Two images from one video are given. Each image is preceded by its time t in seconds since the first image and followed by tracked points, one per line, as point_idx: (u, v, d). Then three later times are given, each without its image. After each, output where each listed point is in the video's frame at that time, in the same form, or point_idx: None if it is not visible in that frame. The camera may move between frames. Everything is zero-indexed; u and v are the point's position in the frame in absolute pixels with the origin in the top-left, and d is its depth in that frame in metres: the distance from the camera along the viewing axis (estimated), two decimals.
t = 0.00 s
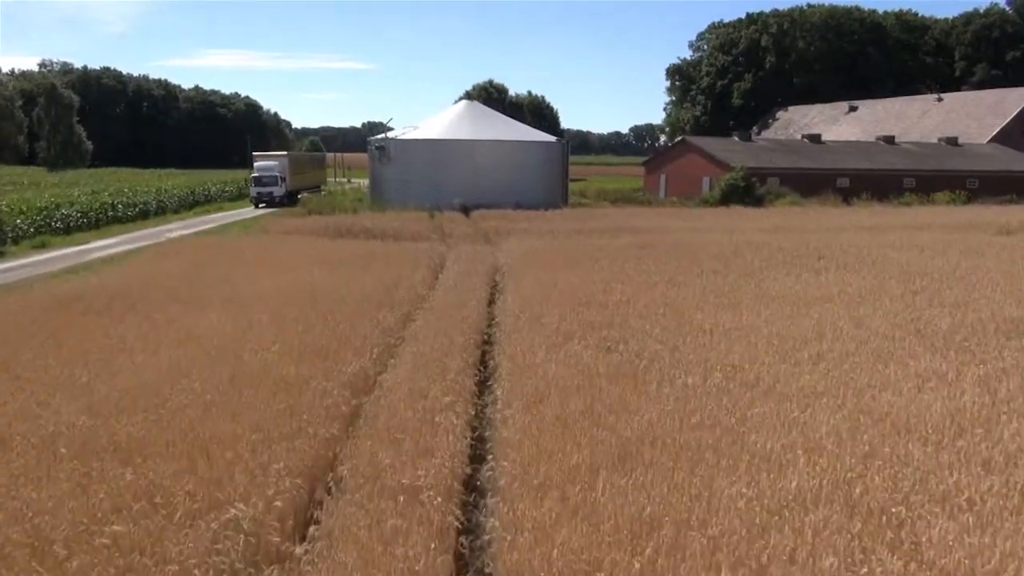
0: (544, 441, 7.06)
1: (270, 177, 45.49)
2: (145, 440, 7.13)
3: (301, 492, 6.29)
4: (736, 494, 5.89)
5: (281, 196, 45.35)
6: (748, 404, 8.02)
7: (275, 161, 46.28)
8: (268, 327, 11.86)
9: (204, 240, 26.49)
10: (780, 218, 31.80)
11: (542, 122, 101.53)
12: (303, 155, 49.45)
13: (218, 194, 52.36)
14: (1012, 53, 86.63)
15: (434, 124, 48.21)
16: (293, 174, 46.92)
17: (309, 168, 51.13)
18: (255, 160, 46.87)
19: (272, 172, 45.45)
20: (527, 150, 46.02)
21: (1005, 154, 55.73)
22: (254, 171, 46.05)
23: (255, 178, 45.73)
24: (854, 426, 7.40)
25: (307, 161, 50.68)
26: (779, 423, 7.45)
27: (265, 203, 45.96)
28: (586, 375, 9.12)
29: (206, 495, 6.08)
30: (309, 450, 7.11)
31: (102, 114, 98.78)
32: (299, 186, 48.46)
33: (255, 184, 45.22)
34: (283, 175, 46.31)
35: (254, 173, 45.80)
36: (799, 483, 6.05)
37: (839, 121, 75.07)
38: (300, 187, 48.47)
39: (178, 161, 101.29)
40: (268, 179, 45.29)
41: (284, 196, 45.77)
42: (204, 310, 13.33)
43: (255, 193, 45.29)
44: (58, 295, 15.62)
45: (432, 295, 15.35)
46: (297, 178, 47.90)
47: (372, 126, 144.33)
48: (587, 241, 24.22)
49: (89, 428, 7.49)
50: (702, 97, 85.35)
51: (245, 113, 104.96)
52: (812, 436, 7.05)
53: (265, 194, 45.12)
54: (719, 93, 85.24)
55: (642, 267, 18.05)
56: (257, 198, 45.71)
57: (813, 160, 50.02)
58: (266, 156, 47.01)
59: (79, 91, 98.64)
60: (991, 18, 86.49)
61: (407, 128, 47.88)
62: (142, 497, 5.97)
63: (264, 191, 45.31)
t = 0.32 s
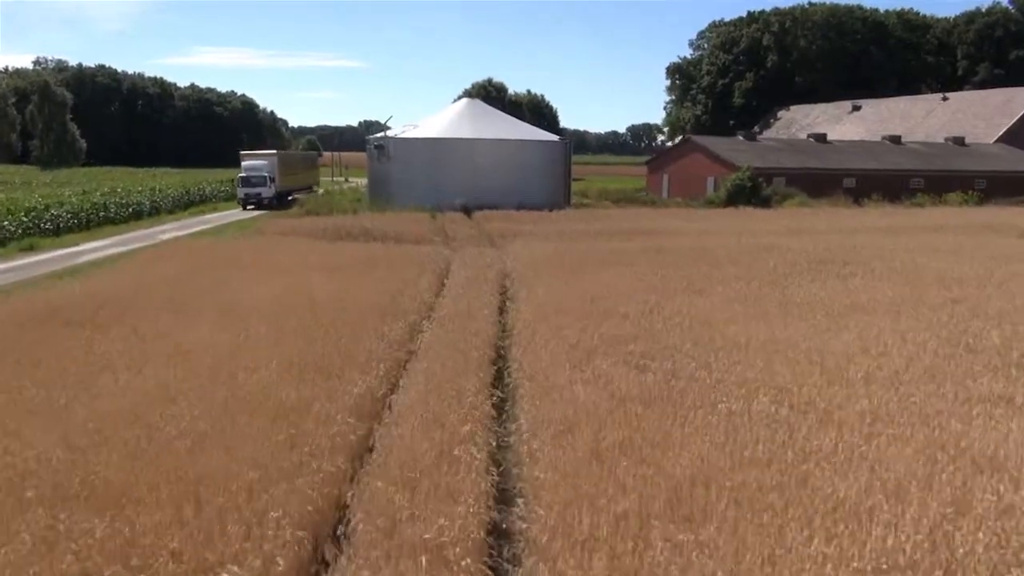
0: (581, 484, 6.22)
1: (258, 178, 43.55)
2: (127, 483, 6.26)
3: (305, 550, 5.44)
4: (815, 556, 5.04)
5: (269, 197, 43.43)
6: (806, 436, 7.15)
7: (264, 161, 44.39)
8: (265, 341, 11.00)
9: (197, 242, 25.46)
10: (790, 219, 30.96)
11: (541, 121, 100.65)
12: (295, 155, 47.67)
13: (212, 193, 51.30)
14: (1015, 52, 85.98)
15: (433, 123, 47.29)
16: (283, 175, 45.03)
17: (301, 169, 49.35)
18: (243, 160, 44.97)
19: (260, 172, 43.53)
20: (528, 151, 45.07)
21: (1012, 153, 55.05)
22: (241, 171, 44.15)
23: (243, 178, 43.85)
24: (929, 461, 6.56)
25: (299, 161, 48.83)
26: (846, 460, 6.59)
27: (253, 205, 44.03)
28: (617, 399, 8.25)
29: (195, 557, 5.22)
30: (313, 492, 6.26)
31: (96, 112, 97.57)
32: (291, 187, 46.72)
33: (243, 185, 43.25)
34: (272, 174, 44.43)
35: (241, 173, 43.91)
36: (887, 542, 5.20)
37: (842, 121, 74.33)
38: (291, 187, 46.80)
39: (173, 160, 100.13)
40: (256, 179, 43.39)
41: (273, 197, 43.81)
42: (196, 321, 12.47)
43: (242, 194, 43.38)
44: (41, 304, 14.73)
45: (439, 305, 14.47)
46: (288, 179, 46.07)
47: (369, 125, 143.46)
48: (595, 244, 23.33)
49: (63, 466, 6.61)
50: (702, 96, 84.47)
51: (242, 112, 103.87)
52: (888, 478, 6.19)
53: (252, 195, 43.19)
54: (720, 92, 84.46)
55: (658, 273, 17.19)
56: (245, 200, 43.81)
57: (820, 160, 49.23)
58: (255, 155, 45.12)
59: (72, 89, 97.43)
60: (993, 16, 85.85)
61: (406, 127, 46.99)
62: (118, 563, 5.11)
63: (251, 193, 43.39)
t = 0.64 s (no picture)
0: (637, 528, 5.30)
1: (247, 177, 41.38)
2: (103, 529, 5.32)
3: None
4: None
5: (258, 198, 41.24)
6: (885, 468, 6.22)
7: (253, 159, 42.25)
8: (263, 350, 10.03)
9: (191, 243, 24.42)
10: (803, 219, 29.98)
11: (540, 119, 99.75)
12: (286, 154, 45.60)
13: (207, 190, 50.25)
14: (1018, 51, 85.29)
15: (434, 120, 46.37)
16: (273, 174, 42.96)
17: (293, 168, 47.26)
18: (231, 158, 42.81)
19: (249, 170, 41.36)
20: (531, 148, 44.14)
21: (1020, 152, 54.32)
22: (229, 169, 41.98)
23: (230, 177, 41.69)
24: None
25: (291, 160, 46.78)
26: (940, 499, 5.66)
27: (241, 205, 41.84)
28: (661, 420, 7.32)
29: None
30: (323, 539, 5.34)
31: (91, 110, 96.34)
32: (282, 187, 44.72)
33: (231, 184, 41.09)
34: (261, 173, 42.30)
35: (229, 172, 41.73)
36: None
37: (846, 119, 73.57)
38: (283, 188, 44.83)
39: (169, 159, 98.99)
40: (243, 179, 41.19)
41: (262, 198, 41.73)
42: (189, 326, 11.49)
43: (229, 195, 41.18)
44: (23, 308, 13.78)
45: (449, 310, 13.52)
46: (279, 178, 44.00)
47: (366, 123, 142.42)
48: (606, 245, 22.34)
49: (29, 508, 5.66)
50: (703, 94, 83.59)
51: (238, 110, 102.75)
52: (995, 522, 5.27)
53: (240, 195, 40.98)
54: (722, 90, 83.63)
55: (678, 274, 16.24)
56: (233, 200, 41.63)
57: (827, 159, 48.42)
58: (244, 153, 42.97)
59: (67, 86, 96.27)
60: (997, 14, 85.14)
61: (406, 124, 46.07)
62: None
63: (239, 193, 41.19)
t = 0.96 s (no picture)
0: None
1: (234, 176, 38.64)
2: None
3: None
4: None
5: (246, 198, 38.62)
6: (998, 509, 5.27)
7: (242, 156, 39.62)
8: (259, 363, 9.00)
9: (184, 243, 23.35)
10: (818, 219, 28.94)
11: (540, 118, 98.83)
12: (277, 152, 42.94)
13: (204, 190, 49.24)
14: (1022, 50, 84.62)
15: (435, 117, 45.42)
16: (262, 173, 40.28)
17: (284, 167, 44.51)
18: (217, 155, 40.12)
19: (236, 169, 38.69)
20: (534, 146, 43.13)
21: None
22: (215, 167, 39.31)
23: (217, 176, 38.91)
24: None
25: (282, 158, 44.04)
26: None
27: (227, 206, 39.14)
28: (721, 447, 6.36)
29: None
30: None
31: (87, 108, 95.39)
32: (273, 187, 42.11)
33: (216, 183, 38.32)
34: (250, 172, 39.57)
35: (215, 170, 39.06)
36: None
37: (851, 117, 72.73)
38: (273, 187, 42.16)
39: (165, 158, 97.96)
40: (231, 177, 38.56)
41: (251, 198, 39.07)
42: (177, 336, 10.45)
43: (215, 194, 38.50)
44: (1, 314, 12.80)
45: (461, 316, 12.55)
46: (268, 177, 41.32)
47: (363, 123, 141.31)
48: (618, 245, 21.32)
49: None
50: (705, 93, 82.59)
51: (236, 108, 101.74)
52: None
53: (226, 195, 38.33)
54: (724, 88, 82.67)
55: (702, 277, 15.23)
56: (219, 200, 38.90)
57: (836, 157, 47.56)
58: (231, 151, 40.29)
59: (62, 84, 95.24)
60: (1000, 12, 84.46)
61: (407, 121, 45.12)
62: None
63: (225, 192, 38.50)
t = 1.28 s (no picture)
0: None
1: (220, 175, 35.15)
2: None
3: None
4: None
5: (233, 199, 35.03)
6: None
7: (229, 153, 36.00)
8: (252, 384, 7.96)
9: (176, 244, 22.22)
10: (834, 220, 27.95)
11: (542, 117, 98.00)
12: (270, 149, 39.44)
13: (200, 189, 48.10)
14: None
15: (437, 114, 44.37)
16: (251, 172, 36.79)
17: (277, 166, 40.94)
18: (202, 153, 36.48)
19: (223, 167, 35.18)
20: (538, 145, 42.12)
21: None
22: (198, 166, 35.69)
23: (202, 175, 35.43)
24: None
25: (275, 156, 40.45)
26: None
27: (212, 208, 35.43)
28: (798, 494, 5.39)
29: None
30: None
31: (83, 106, 94.16)
32: (265, 188, 38.60)
33: (200, 182, 34.80)
34: (237, 171, 36.11)
35: (199, 168, 35.45)
36: None
37: (856, 117, 71.79)
38: (265, 188, 38.64)
39: (163, 157, 96.65)
40: (216, 176, 34.97)
41: (238, 200, 35.55)
42: (161, 351, 9.38)
43: (199, 195, 34.85)
44: None
45: (474, 325, 11.57)
46: (259, 177, 37.76)
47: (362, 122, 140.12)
48: (632, 248, 20.35)
49: None
50: (708, 91, 81.50)
51: (235, 106, 100.89)
52: None
53: (211, 195, 34.70)
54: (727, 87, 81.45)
55: (728, 282, 14.21)
56: (203, 202, 35.34)
57: (846, 157, 46.69)
58: (217, 148, 36.67)
59: (58, 81, 93.82)
60: (1006, 11, 83.73)
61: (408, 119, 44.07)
62: None
63: (210, 193, 34.88)
